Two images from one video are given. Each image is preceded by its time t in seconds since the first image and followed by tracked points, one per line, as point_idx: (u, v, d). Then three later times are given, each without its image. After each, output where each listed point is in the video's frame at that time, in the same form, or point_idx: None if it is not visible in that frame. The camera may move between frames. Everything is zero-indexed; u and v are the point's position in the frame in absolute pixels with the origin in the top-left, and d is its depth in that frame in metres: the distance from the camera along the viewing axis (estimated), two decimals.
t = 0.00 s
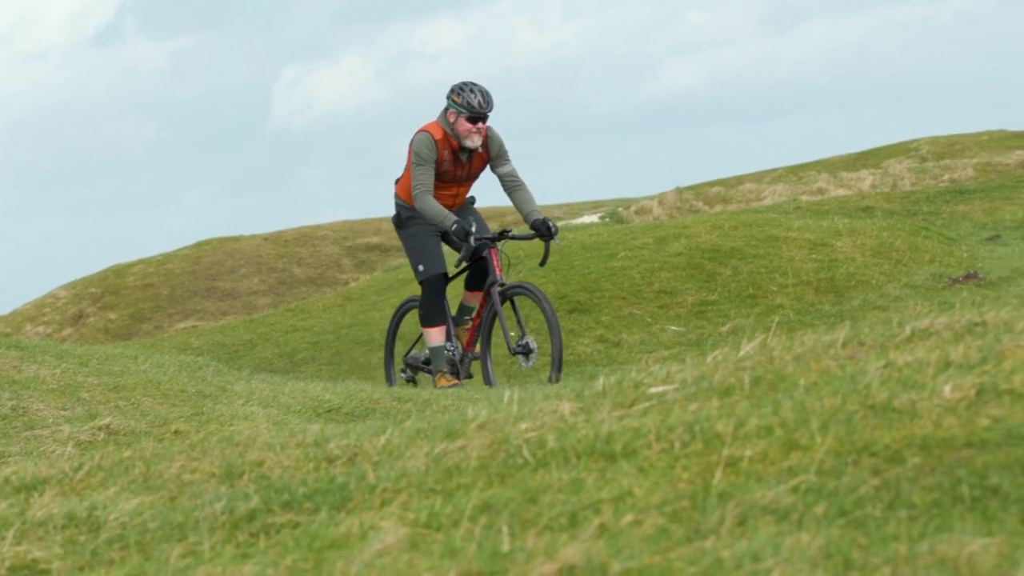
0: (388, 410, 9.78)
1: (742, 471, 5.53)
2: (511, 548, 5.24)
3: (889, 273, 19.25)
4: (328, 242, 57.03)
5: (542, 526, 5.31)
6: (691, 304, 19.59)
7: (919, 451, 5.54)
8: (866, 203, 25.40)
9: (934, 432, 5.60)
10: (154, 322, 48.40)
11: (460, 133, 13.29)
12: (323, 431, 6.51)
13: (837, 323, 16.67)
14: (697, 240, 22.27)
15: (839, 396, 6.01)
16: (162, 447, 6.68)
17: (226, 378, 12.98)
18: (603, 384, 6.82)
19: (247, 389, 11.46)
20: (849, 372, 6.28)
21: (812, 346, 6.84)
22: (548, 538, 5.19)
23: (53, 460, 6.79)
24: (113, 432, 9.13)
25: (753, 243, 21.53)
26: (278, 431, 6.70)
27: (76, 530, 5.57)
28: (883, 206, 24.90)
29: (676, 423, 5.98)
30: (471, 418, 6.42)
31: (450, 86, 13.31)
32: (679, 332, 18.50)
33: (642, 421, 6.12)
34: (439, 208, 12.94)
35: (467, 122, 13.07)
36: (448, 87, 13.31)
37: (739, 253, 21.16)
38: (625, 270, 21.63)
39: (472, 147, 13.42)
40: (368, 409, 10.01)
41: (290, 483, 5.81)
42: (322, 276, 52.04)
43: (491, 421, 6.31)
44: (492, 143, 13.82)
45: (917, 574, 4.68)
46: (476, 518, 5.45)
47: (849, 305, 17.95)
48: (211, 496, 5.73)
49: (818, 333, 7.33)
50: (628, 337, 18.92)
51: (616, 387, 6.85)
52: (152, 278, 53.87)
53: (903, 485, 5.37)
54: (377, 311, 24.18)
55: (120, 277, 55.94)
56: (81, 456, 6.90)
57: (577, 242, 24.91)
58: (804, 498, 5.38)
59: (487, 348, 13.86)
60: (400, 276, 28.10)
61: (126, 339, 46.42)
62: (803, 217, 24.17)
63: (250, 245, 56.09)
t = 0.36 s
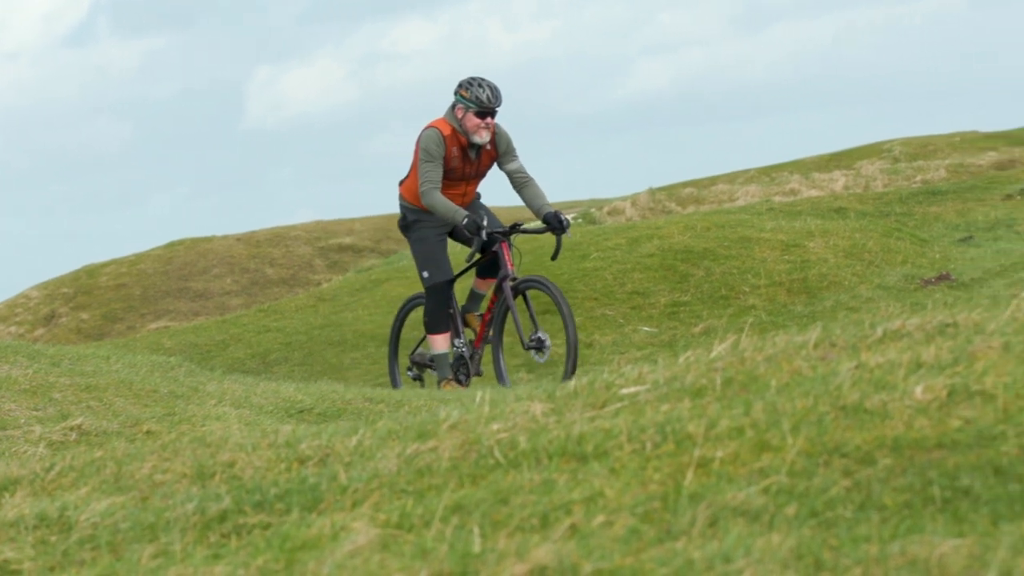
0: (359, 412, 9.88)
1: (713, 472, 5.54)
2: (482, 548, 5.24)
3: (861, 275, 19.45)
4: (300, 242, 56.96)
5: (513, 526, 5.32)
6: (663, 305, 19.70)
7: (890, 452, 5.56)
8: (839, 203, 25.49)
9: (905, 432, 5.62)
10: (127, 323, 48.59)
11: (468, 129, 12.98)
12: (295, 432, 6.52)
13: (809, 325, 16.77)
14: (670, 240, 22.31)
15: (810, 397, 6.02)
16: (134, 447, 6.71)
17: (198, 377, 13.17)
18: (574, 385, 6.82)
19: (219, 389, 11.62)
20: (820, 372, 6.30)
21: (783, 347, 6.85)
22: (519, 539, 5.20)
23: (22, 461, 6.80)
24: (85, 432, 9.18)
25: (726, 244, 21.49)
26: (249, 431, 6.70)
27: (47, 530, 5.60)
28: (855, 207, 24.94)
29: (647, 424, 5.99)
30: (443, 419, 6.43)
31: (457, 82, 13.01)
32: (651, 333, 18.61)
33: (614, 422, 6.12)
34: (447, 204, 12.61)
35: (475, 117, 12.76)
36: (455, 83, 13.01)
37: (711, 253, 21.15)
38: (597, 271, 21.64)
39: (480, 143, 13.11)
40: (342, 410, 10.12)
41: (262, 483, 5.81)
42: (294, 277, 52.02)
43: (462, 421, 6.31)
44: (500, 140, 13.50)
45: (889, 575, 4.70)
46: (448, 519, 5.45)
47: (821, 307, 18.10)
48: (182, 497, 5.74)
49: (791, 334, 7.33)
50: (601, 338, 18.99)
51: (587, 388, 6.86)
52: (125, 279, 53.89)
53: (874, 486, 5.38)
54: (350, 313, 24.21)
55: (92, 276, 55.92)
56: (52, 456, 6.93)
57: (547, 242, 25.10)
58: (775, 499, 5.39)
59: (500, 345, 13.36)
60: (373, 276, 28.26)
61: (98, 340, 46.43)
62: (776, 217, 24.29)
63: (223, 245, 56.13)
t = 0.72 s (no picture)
0: (326, 412, 10.12)
1: (682, 473, 5.54)
2: (451, 550, 5.24)
3: (830, 277, 19.66)
4: (270, 244, 56.39)
5: (481, 528, 5.32)
6: (632, 307, 19.81)
7: (859, 454, 5.57)
8: (807, 206, 25.87)
9: (873, 434, 5.64)
10: (96, 325, 48.47)
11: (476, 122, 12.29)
12: (263, 434, 6.52)
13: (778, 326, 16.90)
14: (639, 243, 22.49)
15: (779, 398, 6.03)
16: (102, 449, 6.75)
17: (165, 380, 13.42)
18: (543, 386, 6.82)
19: (188, 390, 11.79)
20: (788, 374, 6.31)
21: (752, 348, 6.86)
22: (487, 540, 5.21)
23: None
24: (51, 433, 9.21)
25: (694, 246, 21.69)
26: (218, 433, 6.71)
27: (16, 532, 5.63)
28: (824, 210, 25.33)
29: (616, 425, 5.99)
30: (411, 420, 6.43)
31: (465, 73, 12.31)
32: (619, 334, 18.69)
33: (582, 423, 6.12)
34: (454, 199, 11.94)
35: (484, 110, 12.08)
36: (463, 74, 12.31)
37: (680, 255, 21.35)
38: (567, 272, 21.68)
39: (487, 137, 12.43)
40: (309, 412, 10.28)
41: (230, 484, 5.82)
42: (264, 278, 51.70)
43: (431, 423, 6.31)
44: (507, 133, 12.84)
45: None
46: (416, 520, 5.45)
47: (790, 308, 18.26)
48: (151, 498, 5.75)
49: (761, 335, 7.34)
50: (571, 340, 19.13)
51: (556, 390, 6.86)
52: (94, 280, 53.76)
53: (842, 487, 5.39)
54: (319, 316, 24.43)
55: (60, 277, 55.76)
56: (16, 459, 6.94)
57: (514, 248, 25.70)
58: (743, 500, 5.39)
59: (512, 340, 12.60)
60: (342, 278, 28.52)
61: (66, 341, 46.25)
62: (745, 219, 24.65)
63: (192, 246, 56.07)
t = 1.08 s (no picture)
0: (292, 413, 10.50)
1: (647, 475, 5.55)
2: (415, 552, 5.24)
3: (795, 278, 20.03)
4: (236, 246, 56.14)
5: (446, 529, 5.32)
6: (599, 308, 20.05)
7: (823, 455, 5.58)
8: (773, 208, 26.70)
9: (838, 436, 5.66)
10: (63, 326, 48.17)
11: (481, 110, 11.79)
12: (228, 436, 6.53)
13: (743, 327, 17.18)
14: (606, 244, 22.92)
15: (743, 400, 6.05)
16: (66, 452, 6.79)
17: (129, 381, 13.54)
18: (508, 388, 6.83)
19: (154, 393, 12.07)
20: (753, 376, 6.34)
21: (717, 350, 6.89)
22: (452, 542, 5.21)
23: None
24: (15, 435, 9.23)
25: (661, 248, 22.18)
26: (184, 435, 6.74)
27: None
28: (789, 212, 26.16)
29: (581, 427, 6.00)
30: (376, 422, 6.44)
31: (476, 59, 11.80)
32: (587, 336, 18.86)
33: (548, 425, 6.12)
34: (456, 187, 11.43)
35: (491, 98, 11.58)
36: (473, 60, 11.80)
37: (647, 258, 21.83)
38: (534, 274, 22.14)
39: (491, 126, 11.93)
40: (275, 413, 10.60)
41: (195, 486, 5.82)
42: (229, 279, 51.35)
43: (396, 425, 6.32)
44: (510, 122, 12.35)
45: None
46: (381, 522, 5.46)
47: (755, 310, 18.57)
48: (116, 500, 5.76)
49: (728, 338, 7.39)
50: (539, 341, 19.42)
51: (521, 392, 6.88)
52: (60, 282, 53.55)
53: (807, 489, 5.39)
54: (285, 317, 24.49)
55: (25, 280, 55.48)
56: None
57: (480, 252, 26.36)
58: (708, 502, 5.40)
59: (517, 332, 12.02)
60: (308, 280, 28.85)
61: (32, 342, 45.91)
62: (711, 222, 25.31)
63: (157, 247, 56.03)
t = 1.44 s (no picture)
0: (250, 415, 10.81)
1: (606, 477, 5.55)
2: (374, 554, 5.24)
3: (755, 281, 20.38)
4: (197, 248, 56.20)
5: (405, 531, 5.32)
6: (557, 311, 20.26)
7: (782, 457, 5.59)
8: (733, 210, 27.29)
9: (797, 438, 5.67)
10: (22, 327, 47.79)
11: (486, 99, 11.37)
12: (188, 437, 6.55)
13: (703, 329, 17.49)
14: (569, 246, 23.20)
15: (703, 403, 6.06)
16: (23, 455, 6.82)
17: (90, 385, 13.63)
18: (469, 390, 6.84)
19: (113, 394, 12.41)
20: (713, 378, 6.36)
21: (677, 352, 6.93)
22: (411, 543, 5.21)
23: None
24: None
25: (622, 251, 22.43)
26: (144, 436, 6.77)
27: None
28: (748, 214, 26.77)
29: (541, 429, 6.00)
30: (336, 423, 6.46)
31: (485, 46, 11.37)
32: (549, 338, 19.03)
33: (507, 426, 6.12)
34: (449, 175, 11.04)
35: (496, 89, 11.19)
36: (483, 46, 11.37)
37: (608, 260, 22.01)
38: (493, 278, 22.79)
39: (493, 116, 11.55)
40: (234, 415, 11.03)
41: (155, 488, 5.83)
42: (190, 283, 51.35)
43: (355, 427, 6.33)
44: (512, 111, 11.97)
45: None
46: (340, 524, 5.46)
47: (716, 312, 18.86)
48: (76, 502, 5.76)
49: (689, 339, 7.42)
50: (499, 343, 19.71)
51: (481, 394, 6.90)
52: (20, 284, 53.25)
53: (766, 491, 5.40)
54: (245, 319, 24.52)
55: None
56: None
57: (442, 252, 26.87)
58: (667, 504, 5.40)
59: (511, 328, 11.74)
60: (268, 282, 29.04)
61: None
62: (672, 224, 25.69)
63: (118, 250, 55.86)
